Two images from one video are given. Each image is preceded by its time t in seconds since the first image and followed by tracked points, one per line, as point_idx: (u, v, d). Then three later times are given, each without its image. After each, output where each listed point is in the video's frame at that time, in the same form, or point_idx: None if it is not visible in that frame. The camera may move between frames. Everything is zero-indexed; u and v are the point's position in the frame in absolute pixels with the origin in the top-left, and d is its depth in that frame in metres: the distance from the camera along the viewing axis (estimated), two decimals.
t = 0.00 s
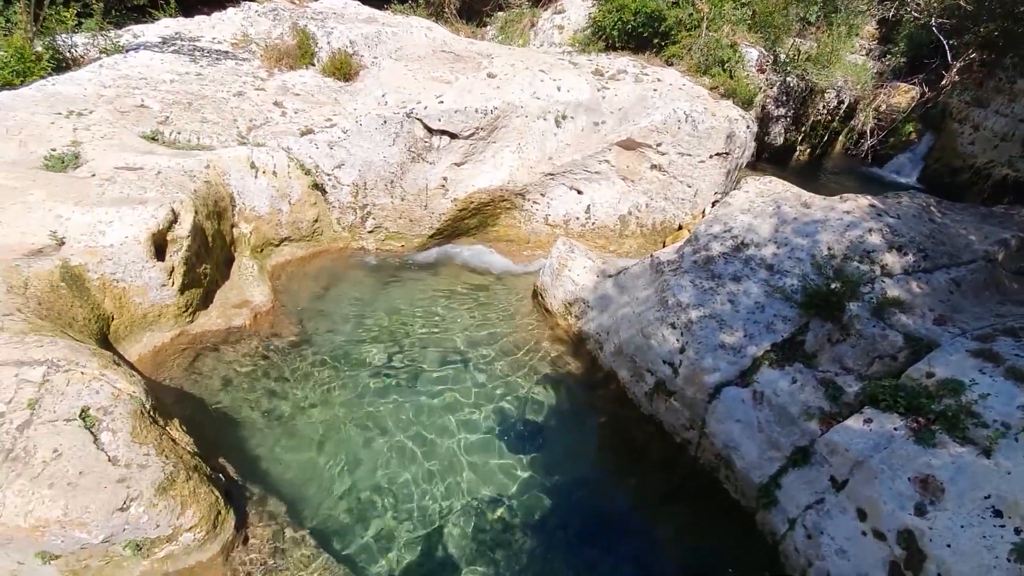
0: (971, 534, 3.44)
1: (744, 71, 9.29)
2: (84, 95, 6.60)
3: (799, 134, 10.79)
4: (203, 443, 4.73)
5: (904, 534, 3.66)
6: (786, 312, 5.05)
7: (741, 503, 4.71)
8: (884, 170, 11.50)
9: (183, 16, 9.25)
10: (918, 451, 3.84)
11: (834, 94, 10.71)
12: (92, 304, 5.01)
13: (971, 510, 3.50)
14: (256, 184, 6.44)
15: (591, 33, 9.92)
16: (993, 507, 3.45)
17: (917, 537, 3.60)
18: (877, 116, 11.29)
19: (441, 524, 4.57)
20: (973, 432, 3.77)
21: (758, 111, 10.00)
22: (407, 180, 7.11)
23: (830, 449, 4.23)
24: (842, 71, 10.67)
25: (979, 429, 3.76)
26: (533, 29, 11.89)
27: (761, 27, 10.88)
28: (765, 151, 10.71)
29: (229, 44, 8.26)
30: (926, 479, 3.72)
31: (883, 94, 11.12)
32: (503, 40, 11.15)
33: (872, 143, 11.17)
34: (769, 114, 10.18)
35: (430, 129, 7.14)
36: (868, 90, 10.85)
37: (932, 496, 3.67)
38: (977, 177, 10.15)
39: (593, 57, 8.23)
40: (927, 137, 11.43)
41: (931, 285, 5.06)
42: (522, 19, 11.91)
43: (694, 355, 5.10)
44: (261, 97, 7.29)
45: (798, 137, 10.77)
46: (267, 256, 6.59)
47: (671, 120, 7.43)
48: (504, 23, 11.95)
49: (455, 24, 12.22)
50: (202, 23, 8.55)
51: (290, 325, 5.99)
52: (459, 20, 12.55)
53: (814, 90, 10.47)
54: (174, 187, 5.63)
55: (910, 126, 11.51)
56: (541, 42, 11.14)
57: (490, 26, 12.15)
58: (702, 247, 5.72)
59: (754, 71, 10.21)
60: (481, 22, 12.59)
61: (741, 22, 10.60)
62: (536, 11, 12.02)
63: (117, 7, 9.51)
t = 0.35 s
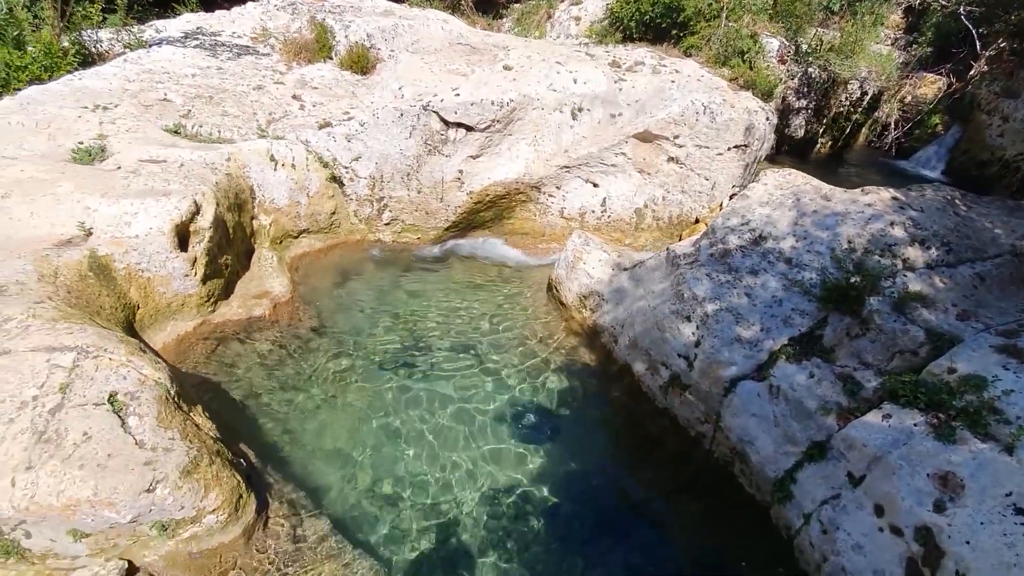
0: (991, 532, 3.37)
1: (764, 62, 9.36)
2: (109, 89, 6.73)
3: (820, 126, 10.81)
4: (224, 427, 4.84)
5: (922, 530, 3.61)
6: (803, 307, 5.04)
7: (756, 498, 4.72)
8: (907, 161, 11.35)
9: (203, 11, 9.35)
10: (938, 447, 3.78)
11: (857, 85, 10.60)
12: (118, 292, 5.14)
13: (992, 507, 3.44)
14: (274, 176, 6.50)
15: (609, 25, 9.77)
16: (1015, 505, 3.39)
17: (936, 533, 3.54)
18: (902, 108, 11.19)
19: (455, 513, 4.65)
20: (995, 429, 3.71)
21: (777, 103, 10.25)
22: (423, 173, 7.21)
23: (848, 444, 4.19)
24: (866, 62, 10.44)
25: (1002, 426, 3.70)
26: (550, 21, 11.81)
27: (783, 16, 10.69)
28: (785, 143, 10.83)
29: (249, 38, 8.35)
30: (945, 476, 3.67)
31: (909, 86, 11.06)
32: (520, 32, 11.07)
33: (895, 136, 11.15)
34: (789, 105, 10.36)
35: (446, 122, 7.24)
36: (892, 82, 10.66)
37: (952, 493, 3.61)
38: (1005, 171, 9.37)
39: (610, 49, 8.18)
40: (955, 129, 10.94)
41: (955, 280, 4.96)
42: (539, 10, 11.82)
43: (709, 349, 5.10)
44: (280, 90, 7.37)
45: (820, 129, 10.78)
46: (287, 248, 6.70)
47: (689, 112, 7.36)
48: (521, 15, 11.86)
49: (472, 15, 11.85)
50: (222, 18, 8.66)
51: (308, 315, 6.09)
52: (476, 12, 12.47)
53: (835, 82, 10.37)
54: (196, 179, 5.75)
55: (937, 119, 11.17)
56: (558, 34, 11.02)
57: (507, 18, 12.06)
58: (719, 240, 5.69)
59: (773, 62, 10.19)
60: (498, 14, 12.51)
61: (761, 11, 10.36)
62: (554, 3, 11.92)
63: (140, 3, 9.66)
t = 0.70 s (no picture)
0: (1003, 528, 3.34)
1: (776, 55, 8.88)
2: (123, 86, 6.80)
3: (834, 120, 10.50)
4: (237, 419, 4.94)
5: (932, 526, 3.60)
6: (813, 301, 5.02)
7: (764, 493, 4.76)
8: (921, 155, 11.05)
9: (214, 7, 9.39)
10: (949, 443, 3.76)
11: (872, 78, 10.22)
12: (133, 286, 5.24)
13: (1004, 503, 3.40)
14: (285, 171, 6.54)
15: (619, 18, 9.67)
16: None
17: (946, 529, 3.53)
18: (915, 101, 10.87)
19: (464, 505, 4.71)
20: (1008, 425, 3.69)
21: (792, 98, 9.87)
22: (433, 168, 7.18)
23: (858, 439, 4.19)
24: (882, 54, 10.09)
25: (1015, 422, 3.68)
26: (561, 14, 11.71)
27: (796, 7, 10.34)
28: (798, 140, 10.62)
29: (259, 34, 8.36)
30: (957, 472, 3.65)
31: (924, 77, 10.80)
32: (529, 27, 10.99)
33: (910, 129, 10.83)
34: (802, 101, 9.97)
35: (456, 117, 7.14)
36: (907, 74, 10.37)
37: (963, 488, 3.59)
38: None
39: (620, 42, 8.14)
40: (972, 124, 10.66)
41: (969, 275, 4.90)
42: (549, 4, 11.72)
43: (719, 343, 5.10)
44: (290, 86, 7.41)
45: (832, 123, 10.48)
46: (298, 242, 6.76)
47: (699, 106, 7.33)
48: (531, 9, 11.77)
49: (481, 10, 11.64)
50: (233, 14, 8.70)
51: (319, 309, 6.17)
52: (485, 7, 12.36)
53: (851, 75, 9.99)
54: (208, 174, 5.81)
55: (953, 112, 10.74)
56: (567, 29, 11.01)
57: (517, 12, 11.97)
58: (729, 234, 5.67)
59: (787, 56, 9.80)
60: (508, 8, 12.42)
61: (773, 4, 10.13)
62: None
63: None
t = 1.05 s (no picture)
0: (1015, 524, 3.38)
1: (789, 49, 8.78)
2: (138, 79, 6.86)
3: (847, 115, 10.42)
4: (249, 408, 5.02)
5: (942, 522, 3.62)
6: (824, 296, 5.01)
7: (773, 488, 4.74)
8: (939, 151, 10.89)
9: (227, 1, 9.46)
10: (961, 439, 3.78)
11: (887, 71, 10.08)
12: (149, 276, 5.33)
13: (1016, 500, 3.44)
14: (297, 163, 6.59)
15: (630, 11, 9.47)
16: None
17: (956, 525, 3.56)
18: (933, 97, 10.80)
19: (471, 495, 4.78)
20: (1020, 421, 3.72)
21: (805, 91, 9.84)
22: (443, 161, 7.18)
23: (868, 435, 4.19)
24: (898, 48, 9.77)
25: None
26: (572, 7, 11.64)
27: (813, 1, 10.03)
28: (812, 133, 10.58)
29: (272, 27, 8.45)
30: (968, 468, 3.66)
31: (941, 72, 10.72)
32: (540, 20, 10.93)
33: (926, 123, 10.68)
34: (814, 93, 10.01)
35: (466, 110, 7.11)
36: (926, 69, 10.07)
37: (974, 484, 3.61)
38: None
39: (632, 35, 8.07)
40: (989, 119, 10.55)
41: (983, 270, 4.83)
42: None
43: (728, 338, 5.09)
44: (302, 79, 7.45)
45: (847, 117, 10.45)
46: (309, 234, 6.81)
47: (711, 100, 7.27)
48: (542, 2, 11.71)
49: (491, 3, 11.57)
50: (246, 8, 8.77)
51: (331, 300, 6.23)
52: None
53: (866, 69, 9.89)
54: (222, 166, 5.88)
55: (970, 107, 10.67)
56: (579, 21, 10.92)
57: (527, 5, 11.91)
58: (740, 228, 5.65)
59: (802, 49, 9.61)
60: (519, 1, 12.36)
61: None
62: None
63: None
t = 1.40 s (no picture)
0: None
1: (805, 45, 8.45)
2: (154, 70, 6.93)
3: (863, 112, 10.20)
4: (260, 398, 5.08)
5: (951, 522, 3.60)
6: (836, 295, 4.98)
7: (780, 486, 4.76)
8: (955, 151, 10.84)
9: None
10: (971, 440, 3.75)
11: (903, 68, 9.91)
12: (163, 266, 5.39)
13: None
14: (309, 156, 6.62)
15: (644, 6, 9.46)
16: None
17: (964, 526, 3.53)
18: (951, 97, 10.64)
19: (478, 488, 4.83)
20: None
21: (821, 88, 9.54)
22: (455, 155, 7.20)
23: (878, 435, 4.17)
24: (914, 44, 9.88)
25: None
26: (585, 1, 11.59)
27: None
28: (826, 130, 10.29)
29: (286, 21, 8.52)
30: (978, 469, 3.64)
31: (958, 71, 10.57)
32: (552, 14, 10.92)
33: (943, 123, 10.55)
34: (830, 91, 9.71)
35: (477, 104, 7.14)
36: (943, 67, 10.06)
37: (983, 486, 3.59)
38: None
39: (645, 31, 8.03)
40: (1005, 119, 10.60)
41: (998, 271, 4.79)
42: None
43: (738, 336, 5.08)
44: (315, 73, 7.50)
45: (861, 115, 10.20)
46: (321, 227, 6.87)
47: (725, 96, 7.17)
48: None
49: None
50: (261, 2, 8.85)
51: (342, 292, 6.28)
52: None
53: (881, 66, 9.69)
54: (236, 158, 5.93)
55: (986, 107, 10.67)
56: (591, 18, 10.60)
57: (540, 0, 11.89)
58: (751, 226, 5.62)
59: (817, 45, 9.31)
60: None
61: None
62: None
63: None
